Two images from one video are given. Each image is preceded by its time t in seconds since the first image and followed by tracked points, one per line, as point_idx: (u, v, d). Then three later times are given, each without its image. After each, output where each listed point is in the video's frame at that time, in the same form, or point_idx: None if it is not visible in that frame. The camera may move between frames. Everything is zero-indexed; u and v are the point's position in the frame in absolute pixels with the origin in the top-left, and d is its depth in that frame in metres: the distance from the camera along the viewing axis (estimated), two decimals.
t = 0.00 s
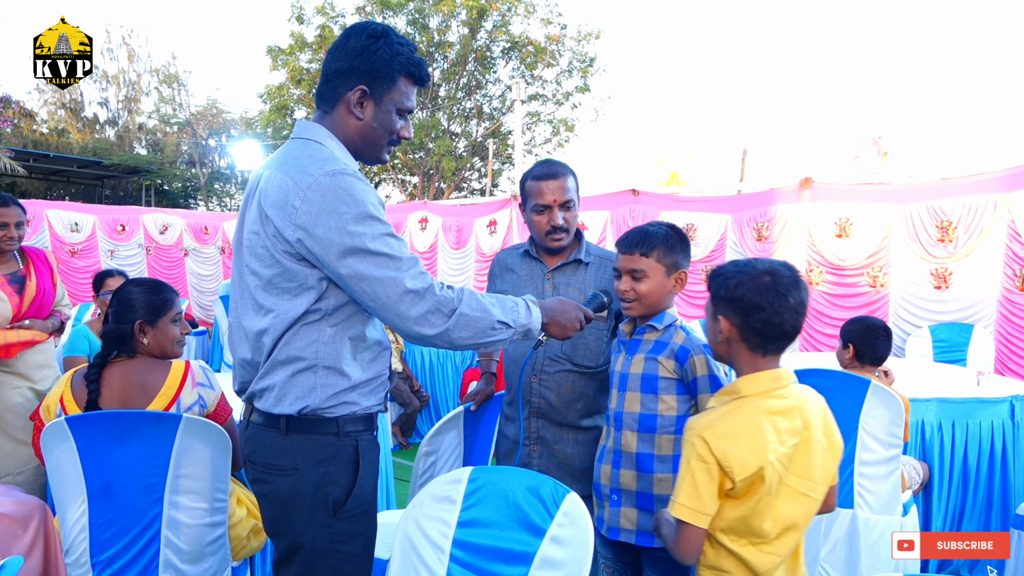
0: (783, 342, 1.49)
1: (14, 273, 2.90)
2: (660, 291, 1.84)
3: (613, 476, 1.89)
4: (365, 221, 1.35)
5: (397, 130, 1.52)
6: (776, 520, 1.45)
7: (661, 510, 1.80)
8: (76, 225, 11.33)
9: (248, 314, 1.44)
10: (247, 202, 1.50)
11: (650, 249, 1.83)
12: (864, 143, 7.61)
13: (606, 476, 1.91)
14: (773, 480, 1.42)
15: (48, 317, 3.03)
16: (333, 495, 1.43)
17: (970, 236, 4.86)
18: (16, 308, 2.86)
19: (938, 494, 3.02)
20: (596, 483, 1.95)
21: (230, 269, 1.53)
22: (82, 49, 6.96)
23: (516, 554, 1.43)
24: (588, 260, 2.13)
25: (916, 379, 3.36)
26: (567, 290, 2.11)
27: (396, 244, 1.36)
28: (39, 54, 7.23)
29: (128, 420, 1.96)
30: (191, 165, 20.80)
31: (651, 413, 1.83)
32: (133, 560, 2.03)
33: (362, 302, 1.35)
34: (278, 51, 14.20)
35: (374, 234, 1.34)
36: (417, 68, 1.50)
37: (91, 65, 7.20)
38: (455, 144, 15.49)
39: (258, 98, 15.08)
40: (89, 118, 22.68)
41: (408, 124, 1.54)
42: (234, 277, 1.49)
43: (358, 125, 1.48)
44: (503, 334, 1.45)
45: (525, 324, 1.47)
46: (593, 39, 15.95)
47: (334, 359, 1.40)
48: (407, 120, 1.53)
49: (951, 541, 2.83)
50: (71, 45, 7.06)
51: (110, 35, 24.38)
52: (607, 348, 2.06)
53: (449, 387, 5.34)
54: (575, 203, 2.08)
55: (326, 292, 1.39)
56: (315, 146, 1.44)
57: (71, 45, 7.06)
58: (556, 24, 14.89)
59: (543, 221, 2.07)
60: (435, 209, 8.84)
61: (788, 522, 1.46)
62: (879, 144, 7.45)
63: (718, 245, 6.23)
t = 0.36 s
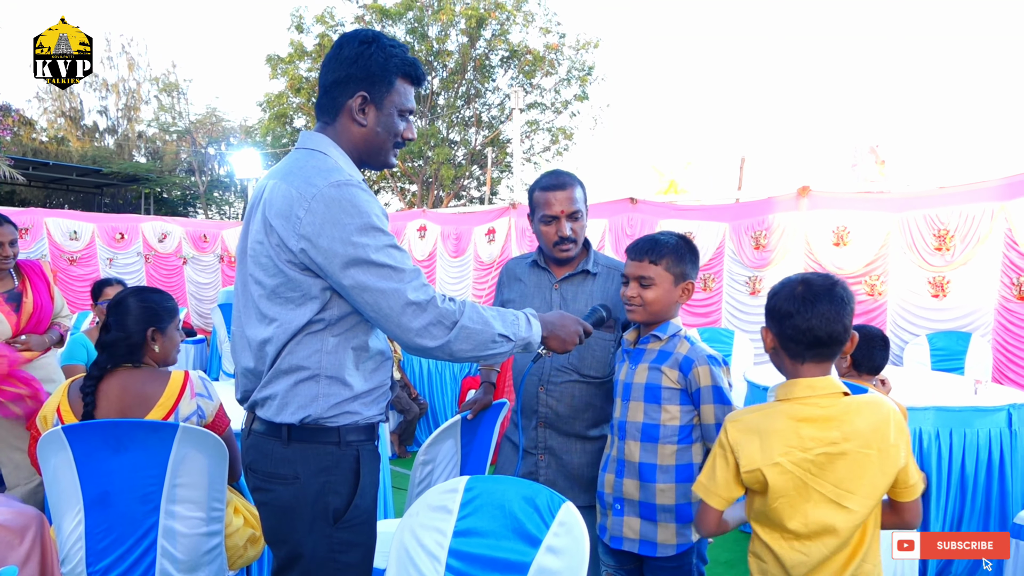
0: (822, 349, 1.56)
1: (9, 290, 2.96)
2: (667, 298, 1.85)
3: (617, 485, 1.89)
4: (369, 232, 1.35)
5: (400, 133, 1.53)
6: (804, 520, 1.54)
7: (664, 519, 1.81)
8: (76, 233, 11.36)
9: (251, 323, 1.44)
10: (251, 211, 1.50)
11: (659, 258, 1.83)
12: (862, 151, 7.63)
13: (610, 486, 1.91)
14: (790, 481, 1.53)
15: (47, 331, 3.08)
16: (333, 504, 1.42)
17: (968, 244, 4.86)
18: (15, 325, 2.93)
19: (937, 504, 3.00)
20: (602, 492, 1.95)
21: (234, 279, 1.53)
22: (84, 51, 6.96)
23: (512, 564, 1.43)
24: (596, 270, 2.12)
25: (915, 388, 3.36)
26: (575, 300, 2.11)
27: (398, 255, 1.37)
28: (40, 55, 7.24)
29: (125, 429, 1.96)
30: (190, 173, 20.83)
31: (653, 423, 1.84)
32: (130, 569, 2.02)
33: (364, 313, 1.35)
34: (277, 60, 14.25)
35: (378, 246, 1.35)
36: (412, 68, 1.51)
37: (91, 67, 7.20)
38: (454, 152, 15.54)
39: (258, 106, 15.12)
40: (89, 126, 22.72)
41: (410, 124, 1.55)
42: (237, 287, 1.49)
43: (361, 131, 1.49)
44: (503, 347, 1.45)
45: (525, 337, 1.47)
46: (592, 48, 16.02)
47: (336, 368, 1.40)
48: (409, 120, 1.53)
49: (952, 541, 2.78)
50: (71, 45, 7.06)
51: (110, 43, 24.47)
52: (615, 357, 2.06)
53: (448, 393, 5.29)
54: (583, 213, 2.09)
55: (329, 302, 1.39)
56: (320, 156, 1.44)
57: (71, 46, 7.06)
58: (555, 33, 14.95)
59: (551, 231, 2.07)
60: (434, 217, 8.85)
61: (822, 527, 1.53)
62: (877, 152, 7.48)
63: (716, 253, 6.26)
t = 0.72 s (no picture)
0: (835, 348, 1.65)
1: (16, 308, 2.94)
2: (664, 294, 1.85)
3: (621, 485, 1.89)
4: (370, 233, 1.35)
5: (402, 143, 1.53)
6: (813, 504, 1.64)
7: (669, 518, 1.81)
8: (72, 233, 11.35)
9: (250, 323, 1.44)
10: (251, 211, 1.50)
11: (660, 252, 1.83)
12: (858, 153, 7.64)
13: (614, 485, 1.92)
14: (804, 468, 1.62)
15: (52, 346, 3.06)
16: (332, 504, 1.42)
17: (964, 245, 4.88)
18: (24, 342, 2.86)
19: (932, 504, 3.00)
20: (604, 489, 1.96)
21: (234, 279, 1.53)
22: (82, 50, 6.95)
23: (506, 564, 1.43)
24: (593, 268, 2.12)
25: (910, 389, 3.36)
26: (572, 297, 2.11)
27: (399, 256, 1.37)
28: (39, 53, 7.23)
29: (120, 429, 1.96)
30: (187, 173, 20.80)
31: (655, 424, 1.84)
32: (126, 569, 2.02)
33: (365, 313, 1.35)
34: (274, 60, 14.25)
35: (378, 246, 1.35)
36: (424, 83, 1.51)
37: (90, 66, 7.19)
38: (451, 153, 15.56)
39: (255, 106, 15.11)
40: (85, 126, 22.66)
41: (412, 136, 1.55)
42: (236, 286, 1.49)
43: (363, 137, 1.49)
44: (503, 347, 1.45)
45: (524, 337, 1.48)
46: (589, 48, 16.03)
47: (336, 369, 1.40)
48: (413, 132, 1.54)
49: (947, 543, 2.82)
50: (70, 45, 7.05)
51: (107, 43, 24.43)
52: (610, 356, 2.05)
53: (444, 392, 5.29)
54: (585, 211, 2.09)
55: (329, 303, 1.39)
56: (320, 156, 1.44)
57: (70, 45, 7.05)
58: (553, 34, 14.96)
59: (552, 227, 2.07)
60: (432, 217, 8.84)
61: (830, 510, 1.63)
62: (873, 154, 7.49)
63: (713, 254, 6.27)
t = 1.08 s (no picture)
0: (831, 346, 1.74)
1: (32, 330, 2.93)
2: (658, 289, 1.85)
3: (624, 483, 1.90)
4: (371, 233, 1.35)
5: (401, 140, 1.52)
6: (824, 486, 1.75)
7: (673, 515, 1.81)
8: (72, 234, 11.35)
9: (253, 324, 1.44)
10: (252, 213, 1.50)
11: (656, 247, 1.85)
12: (858, 151, 7.64)
13: (617, 483, 1.92)
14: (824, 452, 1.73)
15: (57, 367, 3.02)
16: (335, 505, 1.42)
17: (963, 244, 4.87)
18: (39, 362, 2.87)
19: (932, 503, 3.01)
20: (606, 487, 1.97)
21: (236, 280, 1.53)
22: (83, 50, 6.93)
23: (506, 564, 1.43)
24: (588, 268, 2.12)
25: (911, 387, 3.37)
26: (567, 297, 2.10)
27: (400, 257, 1.37)
28: (39, 54, 7.23)
29: (120, 430, 1.96)
30: (187, 174, 20.79)
31: (655, 422, 1.84)
32: (126, 571, 2.02)
33: (367, 314, 1.35)
34: (273, 60, 14.25)
35: (380, 247, 1.35)
36: (420, 78, 1.51)
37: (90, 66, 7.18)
38: (450, 153, 15.57)
39: (254, 107, 15.10)
40: (84, 127, 22.65)
41: (412, 133, 1.55)
42: (238, 287, 1.49)
43: (363, 136, 1.49)
44: (504, 347, 1.45)
45: (526, 337, 1.48)
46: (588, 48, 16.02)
47: (339, 370, 1.40)
48: (412, 129, 1.53)
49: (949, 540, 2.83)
50: (71, 45, 7.04)
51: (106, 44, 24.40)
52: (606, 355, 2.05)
53: (444, 391, 5.28)
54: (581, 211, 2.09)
55: (330, 304, 1.38)
56: (320, 157, 1.44)
57: (71, 45, 7.04)
58: (552, 34, 14.96)
59: (549, 227, 2.07)
60: (431, 217, 8.84)
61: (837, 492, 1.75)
62: (872, 152, 7.49)
63: (712, 253, 6.27)
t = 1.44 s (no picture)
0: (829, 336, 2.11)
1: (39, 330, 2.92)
2: (651, 289, 1.85)
3: (614, 482, 1.90)
4: (368, 235, 1.35)
5: (397, 144, 1.53)
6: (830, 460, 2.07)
7: (662, 514, 1.81)
8: (69, 235, 11.33)
9: (250, 326, 1.44)
10: (248, 215, 1.50)
11: (648, 248, 1.86)
12: (856, 153, 7.65)
13: (607, 482, 1.92)
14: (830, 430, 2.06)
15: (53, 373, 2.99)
16: (333, 506, 1.42)
17: (960, 246, 4.88)
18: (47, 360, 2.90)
19: (929, 504, 3.01)
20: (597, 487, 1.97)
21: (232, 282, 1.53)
22: (82, 50, 6.93)
23: (502, 565, 1.43)
24: (586, 269, 2.13)
25: (908, 389, 3.37)
26: (564, 298, 2.10)
27: (397, 257, 1.37)
28: (38, 53, 7.22)
29: (117, 431, 1.95)
30: (185, 175, 20.78)
31: (646, 421, 1.85)
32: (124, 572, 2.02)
33: (364, 315, 1.35)
34: (272, 61, 14.24)
35: (377, 248, 1.35)
36: (419, 83, 1.51)
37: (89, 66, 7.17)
38: (448, 154, 15.58)
39: (253, 108, 15.10)
40: (82, 128, 22.63)
41: (408, 137, 1.55)
42: (234, 290, 1.49)
43: (360, 139, 1.49)
44: (502, 347, 1.45)
45: (523, 337, 1.48)
46: (586, 49, 16.03)
47: (337, 371, 1.40)
48: (408, 133, 1.54)
49: (949, 540, 2.84)
50: (70, 45, 7.04)
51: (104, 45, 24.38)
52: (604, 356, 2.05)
53: (442, 395, 5.28)
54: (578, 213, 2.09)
55: (327, 306, 1.38)
56: (316, 158, 1.44)
57: (70, 45, 7.03)
58: (550, 35, 14.97)
59: (546, 229, 2.07)
60: (429, 219, 8.85)
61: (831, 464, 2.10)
62: (870, 154, 7.50)
63: (710, 255, 6.27)
